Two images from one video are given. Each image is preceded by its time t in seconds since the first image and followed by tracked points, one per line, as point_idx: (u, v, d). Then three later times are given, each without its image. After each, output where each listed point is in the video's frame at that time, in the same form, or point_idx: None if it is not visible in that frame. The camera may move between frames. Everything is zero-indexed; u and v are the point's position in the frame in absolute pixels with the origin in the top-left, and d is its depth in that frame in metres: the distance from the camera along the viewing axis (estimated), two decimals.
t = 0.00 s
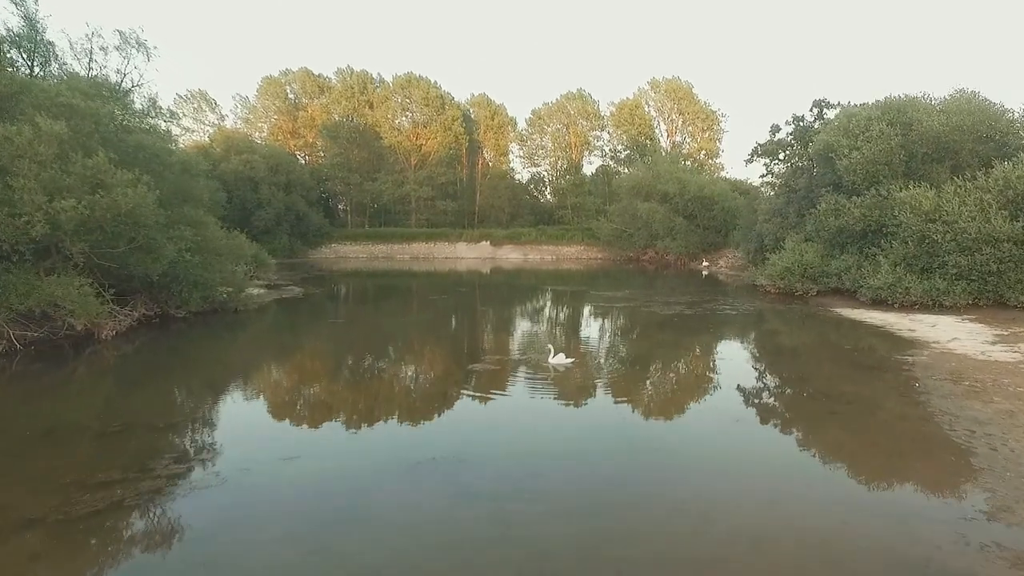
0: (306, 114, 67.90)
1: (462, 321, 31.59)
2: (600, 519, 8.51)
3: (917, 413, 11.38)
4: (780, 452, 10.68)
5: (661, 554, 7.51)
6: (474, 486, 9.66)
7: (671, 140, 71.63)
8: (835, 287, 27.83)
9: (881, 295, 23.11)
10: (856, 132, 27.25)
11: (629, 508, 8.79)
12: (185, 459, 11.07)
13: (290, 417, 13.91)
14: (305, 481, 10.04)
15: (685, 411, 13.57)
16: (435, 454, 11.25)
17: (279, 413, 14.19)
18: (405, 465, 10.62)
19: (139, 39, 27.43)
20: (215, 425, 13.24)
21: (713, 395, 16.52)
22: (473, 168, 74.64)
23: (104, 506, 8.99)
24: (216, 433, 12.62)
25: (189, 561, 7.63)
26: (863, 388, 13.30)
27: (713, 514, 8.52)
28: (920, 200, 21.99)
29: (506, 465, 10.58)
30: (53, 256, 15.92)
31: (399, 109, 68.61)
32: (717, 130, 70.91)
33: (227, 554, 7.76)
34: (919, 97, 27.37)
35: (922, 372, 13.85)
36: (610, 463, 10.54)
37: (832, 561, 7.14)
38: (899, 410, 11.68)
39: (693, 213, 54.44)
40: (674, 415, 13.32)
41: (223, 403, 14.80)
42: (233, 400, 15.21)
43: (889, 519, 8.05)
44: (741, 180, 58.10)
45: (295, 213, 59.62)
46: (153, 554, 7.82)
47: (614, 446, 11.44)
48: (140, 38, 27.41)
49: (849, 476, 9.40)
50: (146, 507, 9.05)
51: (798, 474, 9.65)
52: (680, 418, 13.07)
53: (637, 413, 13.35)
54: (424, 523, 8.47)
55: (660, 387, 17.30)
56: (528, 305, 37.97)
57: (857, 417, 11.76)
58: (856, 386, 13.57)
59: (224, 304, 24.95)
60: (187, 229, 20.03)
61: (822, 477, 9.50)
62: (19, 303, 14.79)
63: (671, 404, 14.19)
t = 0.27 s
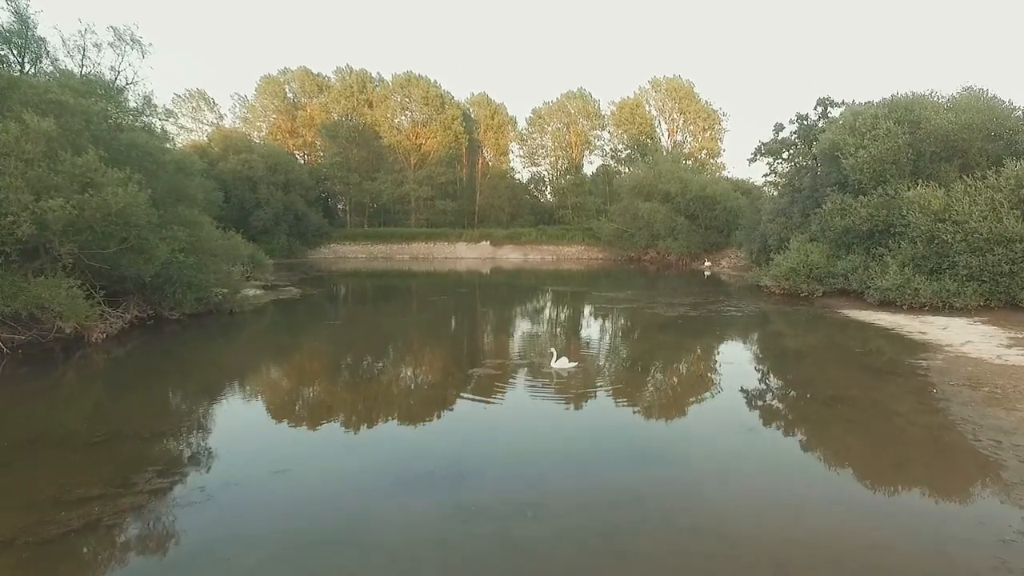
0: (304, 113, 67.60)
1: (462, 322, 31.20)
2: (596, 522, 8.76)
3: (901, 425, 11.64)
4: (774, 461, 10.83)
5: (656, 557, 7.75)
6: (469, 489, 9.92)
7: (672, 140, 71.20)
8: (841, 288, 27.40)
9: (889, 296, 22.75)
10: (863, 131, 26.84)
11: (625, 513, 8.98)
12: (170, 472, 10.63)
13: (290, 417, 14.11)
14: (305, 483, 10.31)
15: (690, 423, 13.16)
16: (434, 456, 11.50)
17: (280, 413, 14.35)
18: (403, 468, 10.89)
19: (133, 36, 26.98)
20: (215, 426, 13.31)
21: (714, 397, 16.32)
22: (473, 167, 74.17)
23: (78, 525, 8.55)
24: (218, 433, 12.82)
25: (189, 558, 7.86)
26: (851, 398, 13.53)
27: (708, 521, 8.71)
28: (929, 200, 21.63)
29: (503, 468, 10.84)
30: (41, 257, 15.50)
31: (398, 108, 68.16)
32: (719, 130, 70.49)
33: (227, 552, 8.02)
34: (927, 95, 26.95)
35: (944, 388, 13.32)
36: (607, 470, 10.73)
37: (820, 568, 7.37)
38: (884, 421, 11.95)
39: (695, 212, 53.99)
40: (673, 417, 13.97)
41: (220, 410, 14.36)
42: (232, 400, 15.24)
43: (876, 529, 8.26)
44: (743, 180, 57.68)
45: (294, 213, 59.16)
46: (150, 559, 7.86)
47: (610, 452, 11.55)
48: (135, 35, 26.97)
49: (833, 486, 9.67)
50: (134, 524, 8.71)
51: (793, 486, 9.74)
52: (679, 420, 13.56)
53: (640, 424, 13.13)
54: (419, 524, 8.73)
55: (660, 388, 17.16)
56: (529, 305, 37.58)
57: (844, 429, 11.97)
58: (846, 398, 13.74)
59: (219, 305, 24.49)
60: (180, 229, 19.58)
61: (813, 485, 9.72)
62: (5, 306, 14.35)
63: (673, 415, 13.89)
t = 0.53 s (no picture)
0: (303, 113, 67.33)
1: (463, 322, 30.81)
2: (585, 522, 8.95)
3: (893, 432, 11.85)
4: (772, 464, 11.00)
5: (636, 554, 7.96)
6: (463, 491, 10.13)
7: (673, 139, 70.77)
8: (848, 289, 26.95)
9: (899, 297, 22.44)
10: (870, 129, 26.43)
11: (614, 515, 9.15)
12: (155, 489, 10.18)
13: (288, 417, 14.48)
14: (303, 484, 10.54)
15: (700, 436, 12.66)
16: (430, 458, 11.70)
17: (278, 413, 14.72)
18: (401, 470, 11.09)
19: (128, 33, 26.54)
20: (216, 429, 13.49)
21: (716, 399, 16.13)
22: (473, 167, 73.71)
23: (48, 549, 8.09)
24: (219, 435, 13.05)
25: (188, 556, 8.09)
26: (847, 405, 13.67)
27: (698, 524, 8.81)
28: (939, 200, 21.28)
29: (497, 471, 11.00)
30: (29, 259, 15.09)
31: (398, 107, 67.72)
32: (720, 129, 70.05)
33: (224, 550, 8.26)
34: (935, 92, 26.48)
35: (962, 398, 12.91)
36: (600, 472, 10.84)
37: (803, 569, 7.54)
38: (877, 429, 12.12)
39: (698, 212, 53.53)
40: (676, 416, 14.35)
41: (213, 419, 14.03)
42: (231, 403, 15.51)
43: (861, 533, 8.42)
44: (746, 180, 57.26)
45: (293, 213, 58.73)
46: (145, 565, 7.90)
47: (607, 455, 11.65)
48: (129, 32, 26.52)
49: (830, 486, 9.93)
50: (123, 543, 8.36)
51: (791, 486, 10.01)
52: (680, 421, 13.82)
53: (647, 437, 12.64)
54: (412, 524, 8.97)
55: (662, 388, 17.10)
56: (529, 306, 37.14)
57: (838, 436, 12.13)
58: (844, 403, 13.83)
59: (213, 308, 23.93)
60: (173, 230, 19.15)
61: (804, 490, 9.84)
62: None
63: (681, 427, 13.38)
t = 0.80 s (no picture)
0: (303, 112, 67.04)
1: (463, 322, 30.40)
2: (567, 524, 9.25)
3: (880, 442, 12.03)
4: (765, 467, 11.36)
5: (615, 555, 8.27)
6: (453, 494, 10.41)
7: (675, 139, 70.30)
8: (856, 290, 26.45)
9: (909, 298, 22.00)
10: (878, 127, 25.95)
11: (597, 518, 9.42)
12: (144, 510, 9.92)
13: (289, 420, 14.94)
14: (299, 489, 10.87)
15: (697, 446, 12.50)
16: (423, 462, 11.96)
17: (278, 416, 15.17)
18: (394, 474, 11.37)
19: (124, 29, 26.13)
20: (215, 439, 13.80)
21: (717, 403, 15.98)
22: (474, 167, 73.26)
23: None
24: (219, 446, 13.38)
25: (195, 556, 8.47)
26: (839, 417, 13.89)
27: (678, 527, 9.07)
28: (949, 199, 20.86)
29: (488, 474, 11.27)
30: (18, 259, 14.72)
31: (399, 107, 67.29)
32: (723, 129, 69.55)
33: (220, 553, 8.61)
34: (944, 91, 26.02)
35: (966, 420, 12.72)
36: (588, 476, 11.08)
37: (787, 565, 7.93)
38: (866, 439, 12.33)
39: (700, 212, 53.08)
40: (675, 418, 14.66)
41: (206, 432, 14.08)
42: (230, 403, 16.07)
43: (836, 538, 8.65)
44: (749, 180, 56.79)
45: (293, 213, 58.36)
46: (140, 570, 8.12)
47: (598, 457, 11.87)
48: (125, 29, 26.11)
49: (823, 488, 10.30)
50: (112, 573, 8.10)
51: (785, 487, 10.41)
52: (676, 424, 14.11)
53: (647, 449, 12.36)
54: (399, 526, 9.28)
55: (662, 390, 17.24)
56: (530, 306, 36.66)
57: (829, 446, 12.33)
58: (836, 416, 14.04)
59: (209, 309, 23.53)
60: (167, 230, 18.75)
61: (788, 496, 10.08)
62: None
63: (681, 438, 13.11)
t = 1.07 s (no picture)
0: (303, 112, 66.62)
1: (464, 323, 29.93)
2: (567, 525, 9.22)
3: (881, 445, 11.98)
4: (766, 466, 11.50)
5: (615, 549, 8.47)
6: (451, 494, 10.38)
7: (678, 138, 69.86)
8: (863, 292, 26.01)
9: (919, 301, 21.61)
10: (886, 126, 25.49)
11: (596, 520, 9.39)
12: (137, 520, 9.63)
13: (289, 420, 14.97)
14: (297, 489, 10.86)
15: (704, 455, 12.07)
16: (428, 458, 12.14)
17: (278, 416, 15.19)
18: (393, 474, 11.36)
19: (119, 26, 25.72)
20: (211, 438, 13.73)
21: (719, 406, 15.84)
22: (475, 167, 72.89)
23: None
24: (215, 444, 13.34)
25: (202, 550, 8.62)
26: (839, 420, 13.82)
27: (678, 529, 9.02)
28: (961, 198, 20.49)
29: (487, 474, 11.25)
30: (6, 260, 14.32)
31: (399, 106, 66.84)
32: (725, 128, 69.07)
33: (228, 546, 8.78)
34: (954, 88, 25.53)
35: (982, 430, 12.26)
36: (587, 477, 11.04)
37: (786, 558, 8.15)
38: (866, 441, 12.28)
39: (704, 212, 52.60)
40: (678, 418, 14.66)
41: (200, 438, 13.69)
42: (231, 406, 15.87)
43: (838, 540, 8.61)
44: (752, 179, 56.35)
45: (293, 213, 57.97)
46: None
47: (597, 458, 11.82)
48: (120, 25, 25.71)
49: (828, 484, 10.46)
50: None
51: (788, 485, 10.53)
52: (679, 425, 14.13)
53: (653, 458, 11.90)
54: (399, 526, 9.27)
55: (661, 391, 17.29)
56: (531, 307, 36.28)
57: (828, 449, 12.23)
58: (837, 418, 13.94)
59: (205, 312, 23.00)
60: (161, 230, 18.33)
61: (788, 496, 10.12)
62: None
63: (687, 446, 12.61)
